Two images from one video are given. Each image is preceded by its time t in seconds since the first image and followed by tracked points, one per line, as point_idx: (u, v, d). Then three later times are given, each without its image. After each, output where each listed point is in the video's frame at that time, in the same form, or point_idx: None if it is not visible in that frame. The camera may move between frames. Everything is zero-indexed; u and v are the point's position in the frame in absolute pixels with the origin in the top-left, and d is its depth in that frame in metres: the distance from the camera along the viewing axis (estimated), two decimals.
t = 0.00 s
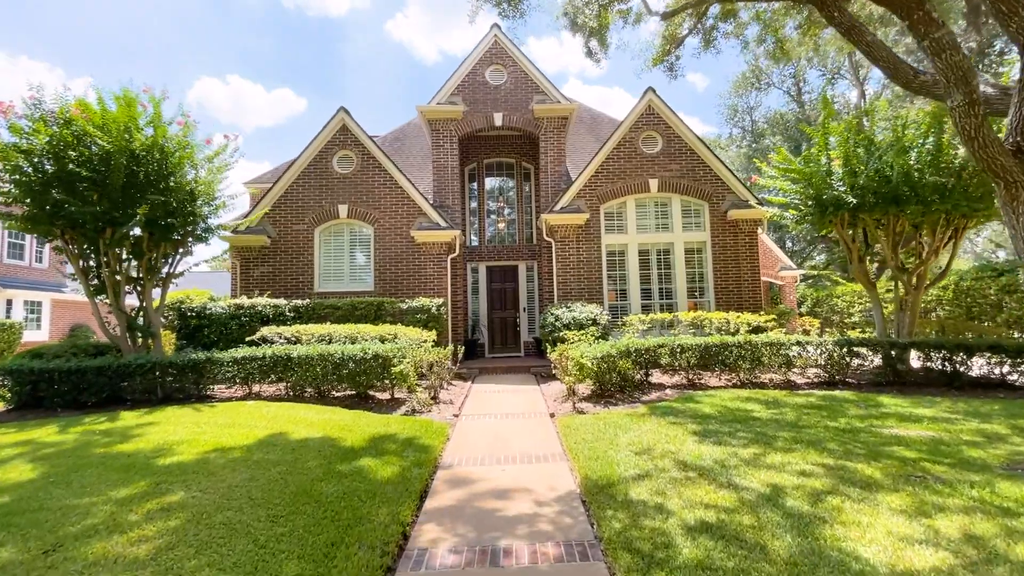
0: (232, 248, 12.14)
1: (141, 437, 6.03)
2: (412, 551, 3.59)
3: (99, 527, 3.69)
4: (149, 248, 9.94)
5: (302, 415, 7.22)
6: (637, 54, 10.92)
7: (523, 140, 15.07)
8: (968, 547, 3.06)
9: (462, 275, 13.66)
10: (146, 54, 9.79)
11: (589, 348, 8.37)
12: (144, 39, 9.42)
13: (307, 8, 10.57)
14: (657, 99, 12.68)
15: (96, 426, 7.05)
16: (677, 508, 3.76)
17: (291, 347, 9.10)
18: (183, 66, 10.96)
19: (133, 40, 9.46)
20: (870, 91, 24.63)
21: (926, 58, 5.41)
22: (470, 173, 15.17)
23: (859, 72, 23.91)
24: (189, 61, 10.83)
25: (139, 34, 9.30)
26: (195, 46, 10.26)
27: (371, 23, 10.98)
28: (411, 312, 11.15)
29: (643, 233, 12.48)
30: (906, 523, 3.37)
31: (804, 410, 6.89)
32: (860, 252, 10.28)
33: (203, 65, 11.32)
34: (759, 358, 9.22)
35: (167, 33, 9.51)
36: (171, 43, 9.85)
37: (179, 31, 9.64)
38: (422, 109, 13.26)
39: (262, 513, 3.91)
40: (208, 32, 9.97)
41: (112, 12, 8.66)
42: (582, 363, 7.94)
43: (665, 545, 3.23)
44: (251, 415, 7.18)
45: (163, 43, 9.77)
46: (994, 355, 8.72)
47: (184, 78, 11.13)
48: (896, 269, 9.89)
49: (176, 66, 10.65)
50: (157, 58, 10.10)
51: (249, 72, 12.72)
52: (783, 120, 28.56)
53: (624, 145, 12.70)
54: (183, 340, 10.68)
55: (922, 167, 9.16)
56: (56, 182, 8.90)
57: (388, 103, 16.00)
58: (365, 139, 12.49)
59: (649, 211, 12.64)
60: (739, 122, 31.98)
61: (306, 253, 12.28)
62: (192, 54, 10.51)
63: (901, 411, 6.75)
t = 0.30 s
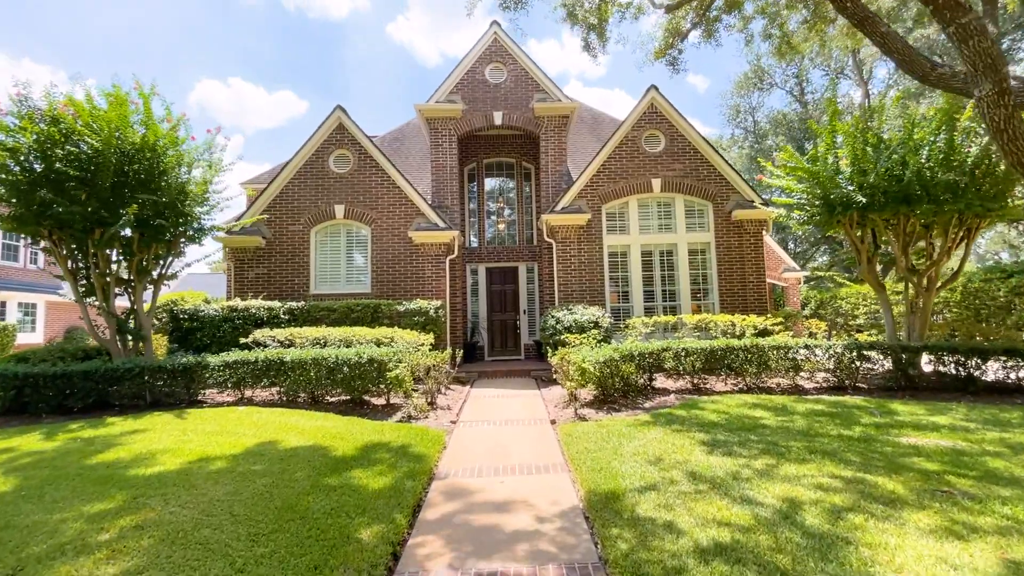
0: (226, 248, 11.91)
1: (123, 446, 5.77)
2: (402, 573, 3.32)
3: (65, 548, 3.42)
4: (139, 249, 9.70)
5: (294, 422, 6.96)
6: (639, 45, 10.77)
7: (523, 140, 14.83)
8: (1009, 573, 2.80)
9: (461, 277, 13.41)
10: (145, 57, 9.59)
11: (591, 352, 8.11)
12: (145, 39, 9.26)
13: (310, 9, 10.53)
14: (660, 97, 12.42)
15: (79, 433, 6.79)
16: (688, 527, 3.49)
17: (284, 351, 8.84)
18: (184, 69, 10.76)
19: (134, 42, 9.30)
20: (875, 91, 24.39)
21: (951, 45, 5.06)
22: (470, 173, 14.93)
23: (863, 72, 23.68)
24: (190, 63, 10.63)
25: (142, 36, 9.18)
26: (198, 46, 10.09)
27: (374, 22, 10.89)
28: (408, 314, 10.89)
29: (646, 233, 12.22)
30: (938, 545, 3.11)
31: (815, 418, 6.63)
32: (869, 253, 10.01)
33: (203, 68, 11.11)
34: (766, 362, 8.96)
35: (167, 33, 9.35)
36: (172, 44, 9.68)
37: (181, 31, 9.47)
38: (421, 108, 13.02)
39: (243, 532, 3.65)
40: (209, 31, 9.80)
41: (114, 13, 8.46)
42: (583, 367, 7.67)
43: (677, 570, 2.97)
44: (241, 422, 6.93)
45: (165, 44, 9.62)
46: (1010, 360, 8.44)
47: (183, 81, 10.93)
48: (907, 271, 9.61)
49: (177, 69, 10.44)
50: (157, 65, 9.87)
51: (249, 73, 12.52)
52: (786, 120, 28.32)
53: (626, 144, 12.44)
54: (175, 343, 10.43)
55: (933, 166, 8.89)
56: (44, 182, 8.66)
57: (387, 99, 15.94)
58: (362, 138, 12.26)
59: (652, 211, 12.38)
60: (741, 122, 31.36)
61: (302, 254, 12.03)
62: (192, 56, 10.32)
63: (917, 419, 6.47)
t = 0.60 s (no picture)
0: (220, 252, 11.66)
1: (104, 459, 5.49)
2: None
3: None
4: (129, 253, 9.43)
5: (284, 433, 6.68)
6: (644, 42, 10.50)
7: (524, 141, 14.60)
8: None
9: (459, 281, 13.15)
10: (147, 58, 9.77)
11: (593, 359, 7.85)
12: (145, 41, 9.43)
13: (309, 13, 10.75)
14: (662, 98, 12.18)
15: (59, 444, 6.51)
16: (702, 555, 3.22)
17: (277, 357, 8.57)
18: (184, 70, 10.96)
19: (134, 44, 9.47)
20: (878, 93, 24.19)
21: (981, 34, 4.96)
22: (469, 175, 14.68)
23: (867, 74, 23.49)
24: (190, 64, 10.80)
25: (142, 37, 9.34)
26: (198, 47, 10.29)
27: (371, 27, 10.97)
28: (405, 319, 10.63)
29: (649, 237, 11.96)
30: None
31: (828, 429, 6.35)
32: (878, 257, 9.76)
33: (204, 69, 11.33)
34: (773, 370, 8.68)
35: (167, 34, 9.48)
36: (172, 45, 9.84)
37: (182, 32, 9.64)
38: (418, 108, 12.80)
39: (219, 559, 3.37)
40: (209, 32, 9.94)
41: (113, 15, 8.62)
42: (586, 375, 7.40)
43: None
44: (229, 433, 6.65)
45: (164, 45, 9.78)
46: None
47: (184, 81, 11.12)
48: (918, 275, 9.35)
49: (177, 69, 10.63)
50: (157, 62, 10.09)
51: (249, 73, 12.75)
52: (787, 123, 28.13)
53: (628, 146, 12.20)
54: (166, 349, 10.15)
55: (946, 168, 8.65)
56: (30, 184, 8.41)
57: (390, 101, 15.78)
58: (359, 139, 12.03)
59: (654, 214, 12.13)
60: (742, 125, 31.19)
61: (297, 258, 11.78)
62: (192, 57, 10.50)
63: (935, 431, 6.20)
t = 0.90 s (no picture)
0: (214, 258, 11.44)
1: (83, 475, 5.23)
2: None
3: None
4: (119, 259, 9.20)
5: (274, 446, 6.41)
6: (647, 46, 10.35)
7: (524, 147, 14.43)
8: None
9: (458, 287, 12.91)
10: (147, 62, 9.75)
11: (595, 369, 7.60)
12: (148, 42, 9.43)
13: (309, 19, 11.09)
14: (664, 103, 12.00)
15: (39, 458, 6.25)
16: None
17: (269, 367, 8.32)
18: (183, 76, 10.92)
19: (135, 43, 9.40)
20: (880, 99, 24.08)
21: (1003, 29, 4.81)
22: (469, 181, 14.50)
23: (869, 80, 23.39)
24: (187, 70, 10.78)
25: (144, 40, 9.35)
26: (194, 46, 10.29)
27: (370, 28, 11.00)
28: (403, 327, 10.40)
29: (651, 243, 11.74)
30: None
31: (840, 443, 6.10)
32: (887, 264, 9.53)
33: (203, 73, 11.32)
34: (781, 380, 8.43)
35: (168, 33, 9.50)
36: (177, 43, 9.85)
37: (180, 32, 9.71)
38: (417, 113, 12.64)
39: None
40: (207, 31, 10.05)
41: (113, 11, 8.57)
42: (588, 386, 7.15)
43: None
44: (216, 446, 6.39)
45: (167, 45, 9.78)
46: None
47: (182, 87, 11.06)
48: (928, 282, 9.12)
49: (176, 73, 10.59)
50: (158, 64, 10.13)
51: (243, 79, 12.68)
52: (788, 129, 28.04)
53: (630, 151, 12.01)
54: (157, 358, 9.90)
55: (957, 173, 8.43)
56: (18, 189, 8.19)
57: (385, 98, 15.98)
58: (356, 144, 11.84)
59: (657, 220, 11.92)
60: (743, 132, 31.01)
61: (293, 264, 11.56)
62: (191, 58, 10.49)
63: (953, 446, 5.94)
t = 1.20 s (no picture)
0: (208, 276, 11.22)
1: (54, 505, 4.92)
2: None
3: None
4: (109, 276, 8.97)
5: (261, 473, 6.10)
6: (647, 63, 10.25)
7: (524, 164, 14.33)
8: None
9: (457, 306, 12.67)
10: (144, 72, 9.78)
11: (597, 391, 7.31)
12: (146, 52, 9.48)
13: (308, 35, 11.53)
14: (665, 119, 11.89)
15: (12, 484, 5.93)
16: None
17: (259, 388, 8.04)
18: (180, 93, 10.96)
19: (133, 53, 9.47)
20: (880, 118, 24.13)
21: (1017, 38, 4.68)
22: (468, 199, 14.36)
23: (867, 98, 23.50)
24: (184, 86, 10.84)
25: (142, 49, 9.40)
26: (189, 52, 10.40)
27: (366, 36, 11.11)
28: (399, 346, 10.13)
29: (653, 261, 11.53)
30: None
31: (857, 470, 5.79)
32: (895, 281, 9.30)
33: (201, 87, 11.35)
34: (790, 401, 8.14)
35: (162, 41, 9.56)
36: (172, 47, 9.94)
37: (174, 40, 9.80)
38: (415, 129, 12.60)
39: None
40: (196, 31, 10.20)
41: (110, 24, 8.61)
42: (591, 408, 6.84)
43: None
44: (199, 473, 6.07)
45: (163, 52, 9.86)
46: None
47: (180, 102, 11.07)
48: (938, 300, 8.89)
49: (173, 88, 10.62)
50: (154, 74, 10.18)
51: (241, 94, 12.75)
52: (787, 147, 28.09)
53: (631, 167, 11.88)
54: (146, 378, 9.63)
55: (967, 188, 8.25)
56: (6, 204, 8.02)
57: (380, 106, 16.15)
58: (354, 160, 11.71)
59: (658, 237, 11.73)
60: (742, 150, 31.06)
61: (288, 282, 11.34)
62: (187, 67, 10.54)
63: (977, 473, 5.63)
